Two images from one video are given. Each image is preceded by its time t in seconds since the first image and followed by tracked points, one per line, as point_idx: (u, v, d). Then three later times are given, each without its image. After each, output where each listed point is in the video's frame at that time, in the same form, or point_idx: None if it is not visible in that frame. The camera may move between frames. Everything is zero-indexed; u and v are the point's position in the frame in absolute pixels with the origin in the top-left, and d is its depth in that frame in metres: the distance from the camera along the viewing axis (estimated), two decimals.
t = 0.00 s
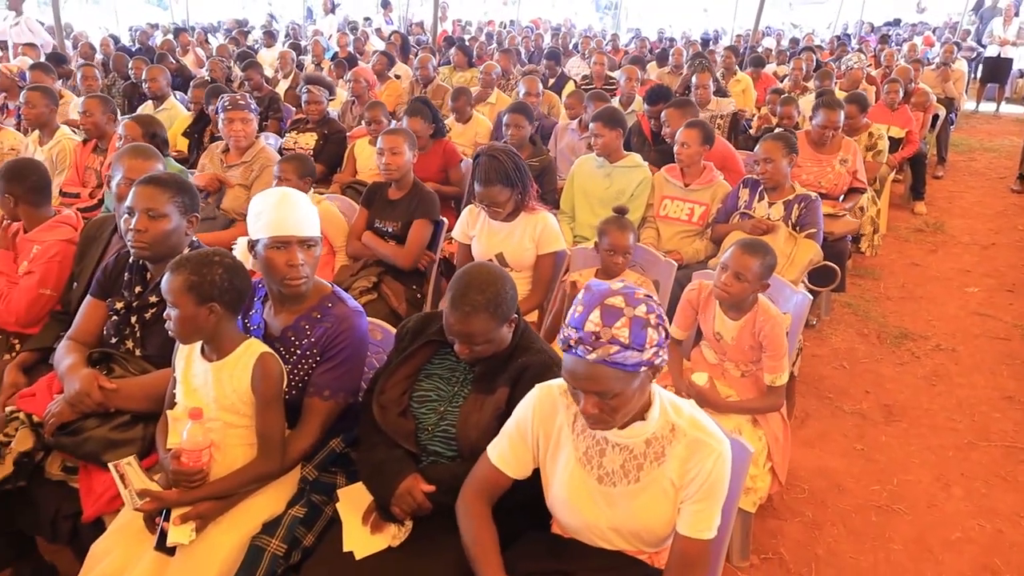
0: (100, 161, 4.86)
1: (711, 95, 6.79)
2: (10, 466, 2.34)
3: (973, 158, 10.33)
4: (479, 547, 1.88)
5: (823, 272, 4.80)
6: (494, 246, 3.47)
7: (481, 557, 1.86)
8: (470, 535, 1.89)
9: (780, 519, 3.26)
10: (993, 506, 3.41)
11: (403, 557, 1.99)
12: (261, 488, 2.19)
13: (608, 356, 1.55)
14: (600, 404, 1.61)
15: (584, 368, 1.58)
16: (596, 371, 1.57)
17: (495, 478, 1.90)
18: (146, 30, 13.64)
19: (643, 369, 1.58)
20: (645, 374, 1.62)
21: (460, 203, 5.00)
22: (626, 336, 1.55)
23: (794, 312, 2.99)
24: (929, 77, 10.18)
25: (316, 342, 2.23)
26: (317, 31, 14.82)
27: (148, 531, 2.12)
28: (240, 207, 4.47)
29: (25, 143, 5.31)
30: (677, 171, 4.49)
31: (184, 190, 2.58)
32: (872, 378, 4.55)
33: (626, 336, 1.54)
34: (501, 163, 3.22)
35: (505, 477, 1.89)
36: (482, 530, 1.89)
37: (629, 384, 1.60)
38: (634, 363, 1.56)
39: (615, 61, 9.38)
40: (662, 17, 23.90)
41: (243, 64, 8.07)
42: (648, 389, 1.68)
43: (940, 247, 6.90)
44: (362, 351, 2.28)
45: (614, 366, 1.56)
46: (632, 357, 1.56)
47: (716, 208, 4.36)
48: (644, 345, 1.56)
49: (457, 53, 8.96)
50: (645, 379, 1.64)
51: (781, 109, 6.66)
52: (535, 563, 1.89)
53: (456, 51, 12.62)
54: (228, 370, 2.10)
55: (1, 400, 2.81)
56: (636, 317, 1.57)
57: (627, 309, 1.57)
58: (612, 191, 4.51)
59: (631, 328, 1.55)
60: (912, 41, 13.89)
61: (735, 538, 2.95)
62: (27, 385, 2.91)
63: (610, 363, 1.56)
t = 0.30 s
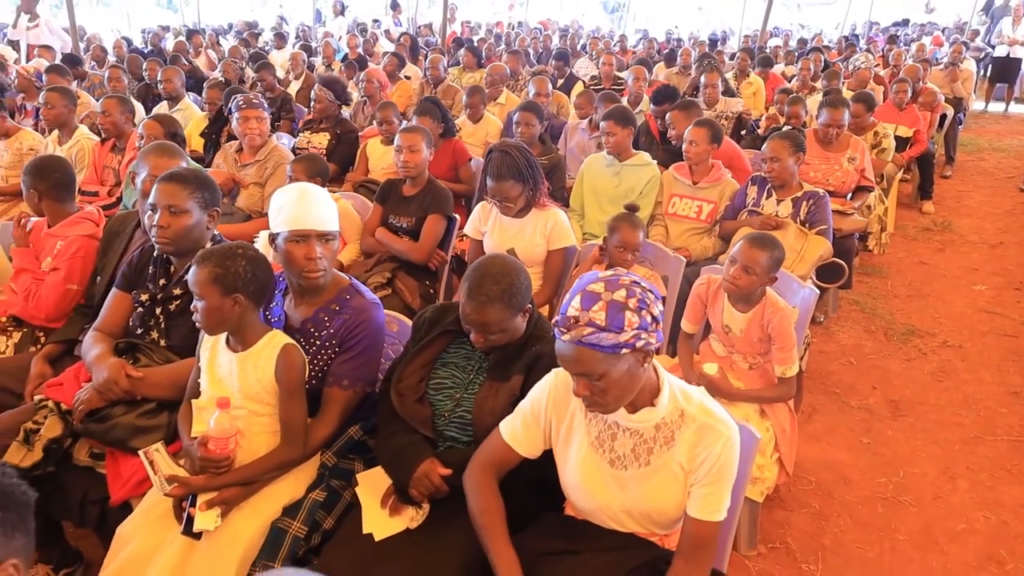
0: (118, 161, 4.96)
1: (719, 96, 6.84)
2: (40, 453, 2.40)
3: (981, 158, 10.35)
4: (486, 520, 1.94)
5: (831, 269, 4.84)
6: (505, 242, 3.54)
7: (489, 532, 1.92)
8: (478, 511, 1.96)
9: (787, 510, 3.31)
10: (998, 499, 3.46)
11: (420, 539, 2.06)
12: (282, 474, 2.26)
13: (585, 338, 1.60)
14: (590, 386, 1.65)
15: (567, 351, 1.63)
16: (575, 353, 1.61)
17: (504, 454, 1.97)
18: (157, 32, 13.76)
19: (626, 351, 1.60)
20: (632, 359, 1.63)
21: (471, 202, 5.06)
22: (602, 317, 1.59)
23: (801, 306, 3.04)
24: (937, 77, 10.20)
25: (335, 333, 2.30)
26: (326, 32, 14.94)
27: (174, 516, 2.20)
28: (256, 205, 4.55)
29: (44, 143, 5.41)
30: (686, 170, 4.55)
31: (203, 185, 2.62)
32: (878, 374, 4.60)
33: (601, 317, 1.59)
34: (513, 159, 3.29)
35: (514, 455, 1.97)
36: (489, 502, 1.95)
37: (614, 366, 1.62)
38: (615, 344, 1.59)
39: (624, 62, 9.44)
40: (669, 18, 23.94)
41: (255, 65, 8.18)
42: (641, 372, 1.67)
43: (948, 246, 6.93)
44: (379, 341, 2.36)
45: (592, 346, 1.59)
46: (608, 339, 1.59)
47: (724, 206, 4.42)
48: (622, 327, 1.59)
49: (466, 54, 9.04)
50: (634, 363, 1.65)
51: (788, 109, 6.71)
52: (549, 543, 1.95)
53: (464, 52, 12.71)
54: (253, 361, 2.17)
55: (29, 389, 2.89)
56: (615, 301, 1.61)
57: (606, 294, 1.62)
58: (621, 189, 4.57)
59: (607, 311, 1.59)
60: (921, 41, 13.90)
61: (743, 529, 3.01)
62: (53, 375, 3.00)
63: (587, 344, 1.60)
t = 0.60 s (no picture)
0: (134, 158, 5.08)
1: (724, 95, 6.93)
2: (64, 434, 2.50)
3: (987, 158, 10.38)
4: (511, 507, 2.00)
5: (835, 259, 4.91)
6: (514, 235, 3.62)
7: (511, 512, 1.99)
8: (500, 497, 2.02)
9: (789, 497, 3.38)
10: (998, 487, 3.52)
11: (434, 514, 2.14)
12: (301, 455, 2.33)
13: (566, 313, 1.68)
14: (579, 362, 1.72)
15: (552, 327, 1.72)
16: (560, 329, 1.70)
17: (515, 436, 2.05)
18: (169, 35, 13.90)
19: (607, 324, 1.68)
20: (615, 334, 1.71)
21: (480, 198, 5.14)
22: (582, 292, 1.69)
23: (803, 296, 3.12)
24: (942, 77, 10.25)
25: (351, 319, 2.39)
26: (335, 34, 15.07)
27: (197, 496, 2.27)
28: (268, 200, 4.66)
29: (62, 142, 5.53)
30: (691, 166, 4.63)
31: (222, 177, 2.69)
32: (881, 367, 4.67)
33: (581, 293, 1.69)
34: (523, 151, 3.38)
35: (530, 441, 2.05)
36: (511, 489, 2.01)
37: (597, 340, 1.69)
38: (595, 318, 1.67)
39: (630, 62, 9.52)
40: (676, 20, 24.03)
41: (266, 65, 8.31)
42: (627, 348, 1.74)
43: (952, 243, 6.98)
44: (394, 328, 2.44)
45: (573, 319, 1.67)
46: (588, 311, 1.67)
47: (729, 201, 4.50)
48: (601, 301, 1.67)
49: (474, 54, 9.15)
50: (617, 338, 1.72)
51: (792, 108, 6.78)
52: (557, 518, 2.03)
53: (472, 53, 12.82)
54: (274, 346, 2.25)
55: (53, 375, 2.99)
56: (594, 279, 1.71)
57: (586, 273, 1.72)
58: (627, 185, 4.65)
59: (587, 287, 1.69)
60: (927, 42, 13.94)
61: (746, 513, 3.07)
62: (76, 362, 3.10)
63: (569, 317, 1.68)
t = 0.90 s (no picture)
0: (153, 158, 5.19)
1: (732, 98, 7.02)
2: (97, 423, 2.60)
3: (993, 161, 10.43)
4: (531, 495, 2.08)
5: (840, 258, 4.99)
6: (528, 234, 3.74)
7: (532, 500, 2.07)
8: (521, 485, 2.11)
9: (794, 492, 3.47)
10: (998, 484, 3.60)
11: (454, 501, 2.23)
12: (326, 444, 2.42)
13: (570, 307, 1.75)
14: (586, 354, 1.78)
15: (558, 322, 1.79)
16: (566, 323, 1.77)
17: (531, 425, 2.14)
18: (180, 35, 14.02)
19: (609, 316, 1.74)
20: (618, 326, 1.76)
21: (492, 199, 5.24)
22: (583, 286, 1.75)
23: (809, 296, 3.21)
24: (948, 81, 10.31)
25: (374, 315, 2.48)
26: (345, 35, 15.21)
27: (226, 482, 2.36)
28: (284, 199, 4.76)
29: (81, 142, 5.64)
30: (699, 169, 4.72)
31: (249, 176, 2.79)
32: (885, 367, 4.75)
33: (583, 287, 1.75)
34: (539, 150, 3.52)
35: (548, 430, 2.13)
36: (531, 478, 2.10)
37: (601, 332, 1.75)
38: (598, 311, 1.73)
39: (637, 65, 9.61)
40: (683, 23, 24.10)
41: (279, 67, 8.42)
42: (632, 339, 1.79)
43: (956, 246, 7.05)
44: (415, 323, 2.53)
45: (577, 313, 1.74)
46: (590, 304, 1.73)
47: (736, 203, 4.58)
48: (602, 294, 1.73)
49: (483, 56, 9.25)
50: (620, 329, 1.77)
51: (798, 112, 6.86)
52: (572, 505, 2.11)
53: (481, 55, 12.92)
54: (298, 340, 2.34)
55: (82, 367, 3.09)
56: (596, 274, 1.77)
57: (588, 270, 1.79)
58: (637, 187, 4.74)
59: (588, 281, 1.76)
60: (933, 47, 13.99)
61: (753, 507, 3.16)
62: (104, 355, 3.20)
63: (572, 311, 1.75)
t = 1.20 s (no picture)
0: (178, 156, 5.27)
1: (749, 101, 7.05)
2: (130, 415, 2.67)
3: (1011, 165, 10.39)
4: (566, 491, 2.12)
5: (858, 263, 5.00)
6: (550, 234, 3.81)
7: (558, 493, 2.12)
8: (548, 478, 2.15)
9: (812, 491, 3.50)
10: (1016, 486, 3.62)
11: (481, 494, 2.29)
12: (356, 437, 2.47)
13: (599, 304, 1.80)
14: (615, 350, 1.83)
15: (588, 318, 1.83)
16: (596, 319, 1.81)
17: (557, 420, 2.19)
18: (200, 35, 14.17)
19: (638, 313, 1.78)
20: (646, 322, 1.81)
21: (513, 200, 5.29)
22: (613, 284, 1.79)
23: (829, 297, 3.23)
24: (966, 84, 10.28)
25: (403, 311, 2.53)
26: (363, 36, 15.31)
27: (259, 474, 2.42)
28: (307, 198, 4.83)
29: (108, 140, 5.74)
30: (718, 171, 4.75)
31: (280, 175, 2.85)
32: (903, 369, 4.77)
33: (612, 285, 1.79)
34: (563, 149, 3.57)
35: (580, 427, 2.18)
36: (565, 475, 2.15)
37: (630, 328, 1.79)
38: (627, 307, 1.77)
39: (654, 67, 9.64)
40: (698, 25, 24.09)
41: (300, 67, 8.51)
42: (659, 336, 1.84)
43: (974, 250, 7.05)
44: (442, 320, 2.59)
45: (607, 310, 1.78)
46: (619, 301, 1.77)
47: (755, 205, 4.62)
48: (631, 291, 1.77)
49: (500, 57, 9.32)
50: (648, 326, 1.82)
51: (816, 115, 6.88)
52: (598, 499, 2.15)
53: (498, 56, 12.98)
54: (327, 336, 2.38)
55: (115, 360, 3.17)
56: (624, 271, 1.80)
57: (616, 267, 1.82)
58: (656, 188, 4.78)
59: (617, 279, 1.79)
60: (951, 50, 13.93)
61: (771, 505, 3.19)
62: (136, 348, 3.27)
63: (602, 308, 1.79)
